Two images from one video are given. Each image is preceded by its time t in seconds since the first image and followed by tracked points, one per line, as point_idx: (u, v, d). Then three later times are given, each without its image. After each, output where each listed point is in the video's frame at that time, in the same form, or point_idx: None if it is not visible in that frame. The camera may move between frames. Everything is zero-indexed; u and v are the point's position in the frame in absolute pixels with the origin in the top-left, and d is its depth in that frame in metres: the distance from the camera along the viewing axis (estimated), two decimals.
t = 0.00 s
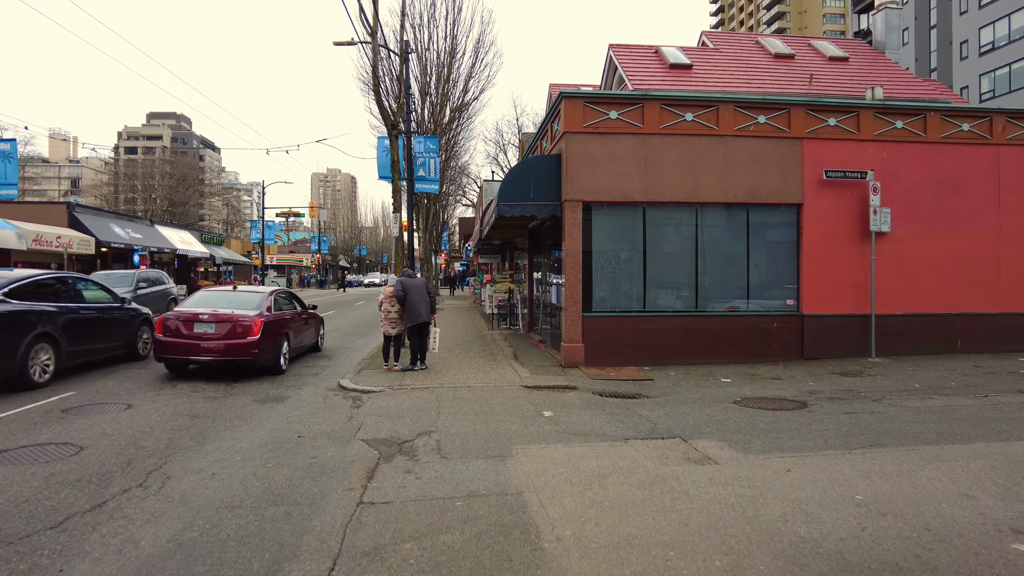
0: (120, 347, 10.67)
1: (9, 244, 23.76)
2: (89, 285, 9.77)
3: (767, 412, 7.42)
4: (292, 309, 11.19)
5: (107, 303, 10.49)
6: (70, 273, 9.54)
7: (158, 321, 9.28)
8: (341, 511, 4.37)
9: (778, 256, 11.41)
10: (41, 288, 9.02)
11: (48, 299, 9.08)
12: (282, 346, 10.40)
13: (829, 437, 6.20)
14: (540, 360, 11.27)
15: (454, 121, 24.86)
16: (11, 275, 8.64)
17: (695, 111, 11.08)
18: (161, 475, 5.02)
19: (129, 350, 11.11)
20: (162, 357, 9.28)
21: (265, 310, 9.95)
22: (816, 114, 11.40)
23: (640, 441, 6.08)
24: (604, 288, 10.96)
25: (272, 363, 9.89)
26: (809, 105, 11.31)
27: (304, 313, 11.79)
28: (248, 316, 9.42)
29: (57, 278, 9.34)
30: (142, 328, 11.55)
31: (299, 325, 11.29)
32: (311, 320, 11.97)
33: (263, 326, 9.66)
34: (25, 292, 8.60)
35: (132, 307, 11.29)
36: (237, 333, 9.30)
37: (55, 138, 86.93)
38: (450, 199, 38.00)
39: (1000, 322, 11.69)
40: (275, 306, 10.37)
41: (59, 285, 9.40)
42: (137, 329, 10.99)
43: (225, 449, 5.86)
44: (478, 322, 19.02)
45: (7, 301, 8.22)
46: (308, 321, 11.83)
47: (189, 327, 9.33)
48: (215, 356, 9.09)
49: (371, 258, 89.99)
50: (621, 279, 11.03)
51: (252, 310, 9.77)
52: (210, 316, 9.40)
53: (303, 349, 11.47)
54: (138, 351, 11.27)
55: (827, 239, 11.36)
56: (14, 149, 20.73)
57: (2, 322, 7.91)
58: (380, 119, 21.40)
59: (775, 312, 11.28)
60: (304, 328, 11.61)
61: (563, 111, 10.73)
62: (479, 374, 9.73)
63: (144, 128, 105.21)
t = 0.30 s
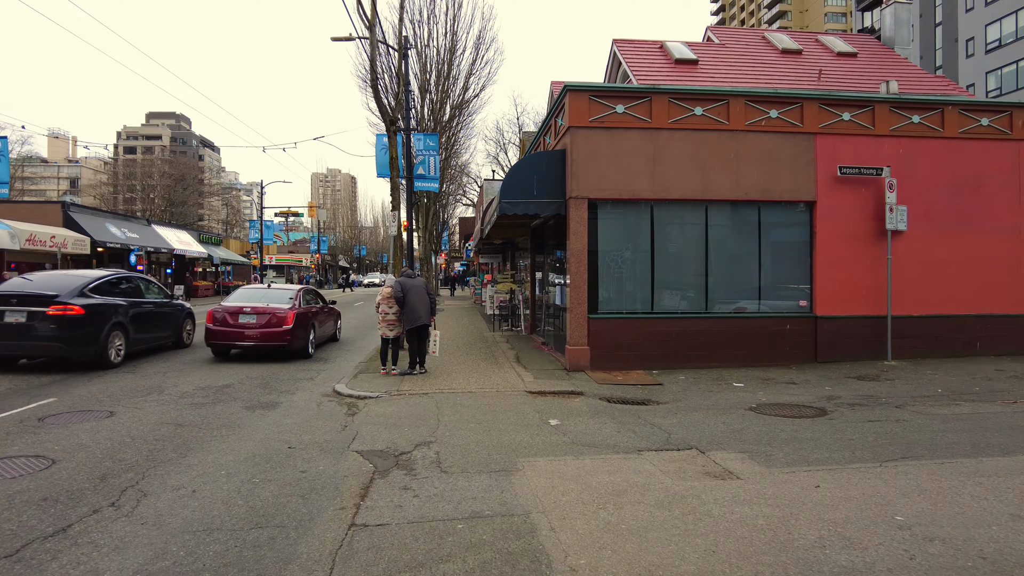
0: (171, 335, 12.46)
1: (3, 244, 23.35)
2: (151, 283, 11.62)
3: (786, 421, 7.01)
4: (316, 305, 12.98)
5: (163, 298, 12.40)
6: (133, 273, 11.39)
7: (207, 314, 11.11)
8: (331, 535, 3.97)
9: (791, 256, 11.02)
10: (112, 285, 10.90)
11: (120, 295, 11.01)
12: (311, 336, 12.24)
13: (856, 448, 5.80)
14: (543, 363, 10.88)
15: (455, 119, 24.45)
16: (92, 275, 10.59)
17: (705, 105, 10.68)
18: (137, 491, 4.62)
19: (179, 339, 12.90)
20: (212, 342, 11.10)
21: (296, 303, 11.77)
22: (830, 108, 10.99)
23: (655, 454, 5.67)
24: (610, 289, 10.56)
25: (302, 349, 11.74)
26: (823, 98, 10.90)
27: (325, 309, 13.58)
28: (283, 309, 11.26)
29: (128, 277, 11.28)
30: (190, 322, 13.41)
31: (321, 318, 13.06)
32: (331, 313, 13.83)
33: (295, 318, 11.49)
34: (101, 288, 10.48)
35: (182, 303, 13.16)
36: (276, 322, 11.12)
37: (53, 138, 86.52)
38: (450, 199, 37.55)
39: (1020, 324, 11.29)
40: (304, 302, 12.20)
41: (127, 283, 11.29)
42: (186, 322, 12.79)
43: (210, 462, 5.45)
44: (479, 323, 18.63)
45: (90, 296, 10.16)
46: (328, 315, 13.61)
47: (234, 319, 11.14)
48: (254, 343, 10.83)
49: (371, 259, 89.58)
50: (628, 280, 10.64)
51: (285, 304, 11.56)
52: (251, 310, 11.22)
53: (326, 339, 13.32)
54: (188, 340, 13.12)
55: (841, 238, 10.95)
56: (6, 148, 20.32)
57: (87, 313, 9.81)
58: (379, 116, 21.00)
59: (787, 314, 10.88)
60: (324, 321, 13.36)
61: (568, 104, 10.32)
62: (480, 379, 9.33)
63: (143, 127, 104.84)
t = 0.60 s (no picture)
0: (206, 330, 14.24)
1: None
2: (191, 284, 13.40)
3: (810, 435, 6.59)
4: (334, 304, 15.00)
5: (200, 297, 14.21)
6: (176, 276, 13.11)
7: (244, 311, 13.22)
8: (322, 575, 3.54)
9: (806, 258, 10.62)
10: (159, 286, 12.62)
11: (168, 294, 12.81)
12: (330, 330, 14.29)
13: (890, 466, 5.39)
14: (549, 369, 10.47)
15: (456, 119, 24.04)
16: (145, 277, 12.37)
17: (717, 101, 10.31)
18: (109, 520, 4.19)
19: (212, 334, 14.69)
20: (247, 334, 13.13)
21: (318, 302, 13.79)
22: (846, 105, 10.58)
23: (674, 475, 5.26)
24: (618, 292, 10.14)
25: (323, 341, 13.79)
26: (839, 95, 10.49)
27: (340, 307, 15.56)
28: (308, 306, 13.35)
29: (174, 279, 13.06)
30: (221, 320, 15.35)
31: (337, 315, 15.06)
32: (344, 311, 15.81)
33: (319, 315, 13.56)
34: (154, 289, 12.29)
35: (213, 302, 14.84)
36: (302, 318, 13.15)
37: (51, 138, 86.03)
38: (450, 199, 37.12)
39: None
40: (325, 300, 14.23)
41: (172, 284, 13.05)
42: (217, 320, 14.49)
43: (193, 484, 5.02)
44: (481, 327, 18.21)
45: (146, 296, 11.97)
46: (343, 313, 15.60)
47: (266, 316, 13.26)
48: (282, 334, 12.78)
49: (371, 259, 89.13)
50: (637, 282, 10.23)
51: (310, 302, 13.60)
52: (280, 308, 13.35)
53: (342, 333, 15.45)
54: (220, 334, 14.91)
55: (858, 239, 10.54)
56: None
57: (145, 310, 11.62)
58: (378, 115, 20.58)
59: (803, 319, 10.47)
60: (340, 318, 15.36)
61: (576, 99, 9.90)
62: (483, 387, 8.93)
63: (142, 128, 104.48)
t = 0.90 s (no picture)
0: (232, 322, 15.90)
1: None
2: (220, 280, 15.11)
3: (834, 438, 6.17)
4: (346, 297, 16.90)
5: (228, 292, 15.95)
6: (208, 273, 14.84)
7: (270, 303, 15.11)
8: None
9: (821, 254, 10.21)
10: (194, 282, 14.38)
11: (201, 289, 14.56)
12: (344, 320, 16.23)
13: (928, 473, 4.97)
14: (553, 369, 10.06)
15: (456, 114, 23.64)
16: (182, 274, 14.15)
17: (729, 90, 9.92)
18: (71, 536, 3.76)
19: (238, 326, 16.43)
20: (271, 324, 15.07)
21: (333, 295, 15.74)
22: (864, 93, 10.14)
23: (695, 484, 4.84)
24: (626, 288, 9.72)
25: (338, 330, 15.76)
26: (856, 83, 10.08)
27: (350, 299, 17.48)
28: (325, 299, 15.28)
29: (206, 275, 14.84)
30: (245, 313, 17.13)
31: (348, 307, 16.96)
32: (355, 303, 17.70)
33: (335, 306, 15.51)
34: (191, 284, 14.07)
35: (238, 297, 16.56)
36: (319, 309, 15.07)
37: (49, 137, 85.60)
38: (450, 198, 36.73)
39: None
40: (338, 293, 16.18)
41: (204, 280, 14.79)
42: (242, 313, 16.14)
43: (170, 493, 4.59)
44: (482, 325, 17.79)
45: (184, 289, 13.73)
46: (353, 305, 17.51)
47: (290, 308, 15.20)
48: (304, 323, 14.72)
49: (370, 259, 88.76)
50: (645, 279, 9.83)
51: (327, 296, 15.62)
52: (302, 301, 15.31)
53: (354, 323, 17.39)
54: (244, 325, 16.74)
55: (876, 234, 10.11)
56: None
57: (184, 302, 13.35)
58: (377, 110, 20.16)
59: (818, 316, 10.06)
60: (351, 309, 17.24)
61: (582, 87, 9.48)
62: (485, 387, 8.52)
63: (141, 127, 104.05)
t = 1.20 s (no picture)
0: (249, 318, 17.68)
1: None
2: (240, 279, 16.87)
3: (864, 451, 5.69)
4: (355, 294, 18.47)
5: (246, 290, 17.73)
6: (229, 272, 16.61)
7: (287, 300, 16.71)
8: None
9: (837, 252, 9.76)
10: (217, 281, 16.16)
11: (223, 287, 16.35)
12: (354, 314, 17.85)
13: (976, 495, 4.48)
14: (556, 374, 9.59)
15: (455, 110, 23.16)
16: (207, 273, 15.94)
17: (741, 80, 9.45)
18: None
19: (255, 320, 18.23)
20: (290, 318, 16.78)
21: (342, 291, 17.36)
22: (881, 84, 9.67)
23: (718, 508, 4.36)
24: (633, 289, 9.26)
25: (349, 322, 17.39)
26: (875, 73, 9.60)
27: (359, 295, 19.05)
28: (337, 295, 16.91)
29: (228, 275, 16.66)
30: (261, 309, 18.91)
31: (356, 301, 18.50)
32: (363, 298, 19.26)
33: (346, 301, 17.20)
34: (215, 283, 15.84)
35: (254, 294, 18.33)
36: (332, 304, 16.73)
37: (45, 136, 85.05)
38: (449, 196, 36.27)
39: None
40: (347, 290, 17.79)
41: (226, 279, 16.60)
42: (259, 308, 17.92)
43: (134, 519, 4.09)
44: (481, 327, 17.31)
45: (210, 288, 15.53)
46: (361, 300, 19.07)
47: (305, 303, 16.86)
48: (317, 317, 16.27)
49: (369, 259, 88.31)
50: (654, 279, 9.36)
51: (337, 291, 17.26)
52: (316, 297, 16.94)
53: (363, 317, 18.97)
54: (261, 321, 18.55)
55: (895, 231, 9.65)
56: None
57: (210, 299, 15.11)
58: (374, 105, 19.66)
59: (834, 318, 9.60)
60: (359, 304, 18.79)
61: (587, 77, 9.04)
62: (484, 394, 8.04)
63: (138, 125, 103.50)
